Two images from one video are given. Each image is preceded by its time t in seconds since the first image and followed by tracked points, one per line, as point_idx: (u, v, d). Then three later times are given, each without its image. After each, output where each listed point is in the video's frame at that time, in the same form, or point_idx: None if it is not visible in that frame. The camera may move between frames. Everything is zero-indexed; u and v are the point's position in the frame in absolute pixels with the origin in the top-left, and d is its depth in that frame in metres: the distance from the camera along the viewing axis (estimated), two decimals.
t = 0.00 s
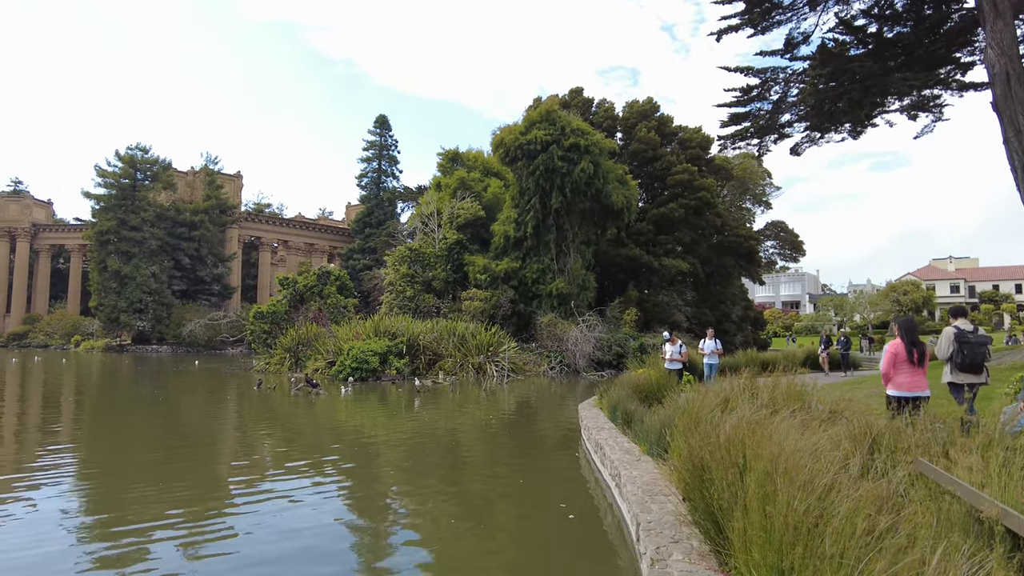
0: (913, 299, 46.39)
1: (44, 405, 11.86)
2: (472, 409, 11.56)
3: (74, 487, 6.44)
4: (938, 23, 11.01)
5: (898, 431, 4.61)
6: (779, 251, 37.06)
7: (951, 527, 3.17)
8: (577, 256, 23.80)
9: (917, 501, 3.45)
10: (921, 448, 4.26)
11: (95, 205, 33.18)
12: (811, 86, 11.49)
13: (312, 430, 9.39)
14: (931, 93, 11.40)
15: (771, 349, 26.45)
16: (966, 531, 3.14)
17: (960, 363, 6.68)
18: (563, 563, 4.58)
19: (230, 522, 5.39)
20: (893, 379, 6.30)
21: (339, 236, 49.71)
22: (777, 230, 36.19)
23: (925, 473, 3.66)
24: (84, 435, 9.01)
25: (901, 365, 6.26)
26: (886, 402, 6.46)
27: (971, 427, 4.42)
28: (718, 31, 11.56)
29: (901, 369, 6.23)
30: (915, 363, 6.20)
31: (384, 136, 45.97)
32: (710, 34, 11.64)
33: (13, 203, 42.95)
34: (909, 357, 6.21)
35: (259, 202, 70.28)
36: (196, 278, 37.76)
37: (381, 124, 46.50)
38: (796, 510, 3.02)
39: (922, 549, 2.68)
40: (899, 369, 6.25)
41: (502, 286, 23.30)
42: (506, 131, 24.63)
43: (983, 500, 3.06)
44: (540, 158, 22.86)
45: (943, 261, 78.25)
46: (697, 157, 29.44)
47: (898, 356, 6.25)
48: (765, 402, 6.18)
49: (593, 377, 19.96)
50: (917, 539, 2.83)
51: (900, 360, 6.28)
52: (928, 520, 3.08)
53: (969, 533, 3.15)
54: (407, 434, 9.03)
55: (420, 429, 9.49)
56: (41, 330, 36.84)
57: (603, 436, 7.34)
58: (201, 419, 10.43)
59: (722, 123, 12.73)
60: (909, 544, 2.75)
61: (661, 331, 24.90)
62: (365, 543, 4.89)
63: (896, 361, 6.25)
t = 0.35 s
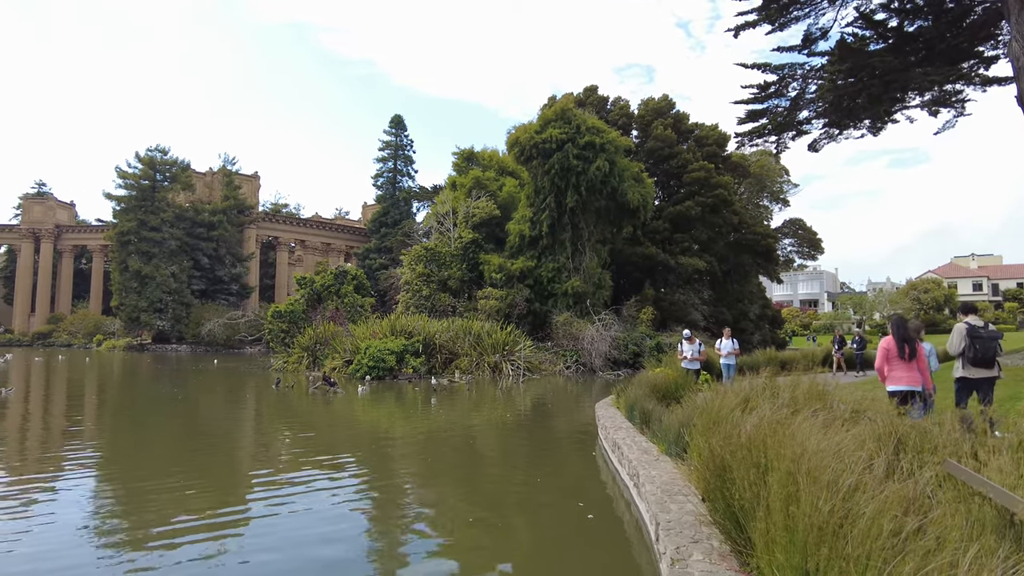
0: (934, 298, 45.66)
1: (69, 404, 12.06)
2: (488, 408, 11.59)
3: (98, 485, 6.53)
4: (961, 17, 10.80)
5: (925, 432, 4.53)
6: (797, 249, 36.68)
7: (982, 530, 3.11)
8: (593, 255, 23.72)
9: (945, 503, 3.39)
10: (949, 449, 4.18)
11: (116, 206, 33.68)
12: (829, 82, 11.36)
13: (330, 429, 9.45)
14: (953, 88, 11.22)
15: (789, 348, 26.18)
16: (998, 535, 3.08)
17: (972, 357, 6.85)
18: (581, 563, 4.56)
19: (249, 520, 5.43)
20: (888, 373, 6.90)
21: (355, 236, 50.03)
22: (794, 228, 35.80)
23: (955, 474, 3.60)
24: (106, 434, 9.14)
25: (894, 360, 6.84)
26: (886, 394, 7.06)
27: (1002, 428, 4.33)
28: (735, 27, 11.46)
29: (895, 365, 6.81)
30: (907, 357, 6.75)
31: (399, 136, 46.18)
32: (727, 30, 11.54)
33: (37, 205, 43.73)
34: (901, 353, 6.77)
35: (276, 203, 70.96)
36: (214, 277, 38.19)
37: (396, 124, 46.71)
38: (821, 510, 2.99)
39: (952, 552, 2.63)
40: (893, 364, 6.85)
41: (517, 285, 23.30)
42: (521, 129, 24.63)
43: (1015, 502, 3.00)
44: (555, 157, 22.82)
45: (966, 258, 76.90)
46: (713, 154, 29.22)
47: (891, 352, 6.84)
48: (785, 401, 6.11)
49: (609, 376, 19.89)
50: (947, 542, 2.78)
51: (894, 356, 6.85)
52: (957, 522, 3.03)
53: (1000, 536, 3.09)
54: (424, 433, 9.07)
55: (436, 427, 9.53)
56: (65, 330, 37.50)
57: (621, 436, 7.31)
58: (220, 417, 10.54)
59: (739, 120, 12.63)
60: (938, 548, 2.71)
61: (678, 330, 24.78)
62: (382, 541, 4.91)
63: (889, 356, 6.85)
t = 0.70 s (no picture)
0: (964, 297, 44.64)
1: (102, 402, 12.35)
2: (509, 407, 11.63)
3: (126, 481, 6.67)
4: (992, 8, 10.46)
5: (960, 435, 4.43)
6: (821, 248, 36.15)
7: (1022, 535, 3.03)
8: (614, 254, 23.59)
9: (984, 507, 3.31)
10: (985, 452, 4.08)
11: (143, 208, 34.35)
12: (854, 78, 11.19)
13: (353, 427, 9.55)
14: (983, 81, 10.94)
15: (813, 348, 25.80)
16: None
17: (987, 360, 6.98)
18: (605, 563, 4.56)
19: (273, 518, 5.50)
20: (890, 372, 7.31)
21: (377, 236, 50.43)
22: (819, 226, 35.27)
23: (993, 478, 3.51)
24: (135, 431, 9.34)
25: (899, 359, 7.21)
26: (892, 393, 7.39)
27: None
28: (758, 24, 11.32)
29: (899, 364, 7.18)
30: (911, 356, 7.15)
31: (420, 137, 46.43)
32: (750, 27, 11.42)
33: (68, 207, 44.80)
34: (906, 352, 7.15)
35: (300, 204, 71.86)
36: (239, 278, 38.76)
37: (417, 125, 46.95)
38: (854, 511, 2.94)
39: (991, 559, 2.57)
40: (895, 365, 7.24)
41: (538, 285, 23.30)
42: (541, 129, 24.63)
43: None
44: (576, 156, 22.76)
45: (997, 256, 75.03)
46: (736, 152, 28.93)
47: (897, 351, 7.20)
48: (814, 401, 6.02)
49: (631, 376, 19.77)
50: (986, 547, 2.71)
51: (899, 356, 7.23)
52: (996, 527, 2.95)
53: None
54: (445, 431, 9.13)
55: (458, 426, 9.56)
56: (95, 329, 38.37)
57: (644, 436, 7.27)
58: (246, 415, 10.70)
59: (762, 118, 12.48)
60: (975, 553, 2.65)
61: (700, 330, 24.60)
62: (403, 541, 4.94)
63: (893, 357, 7.21)
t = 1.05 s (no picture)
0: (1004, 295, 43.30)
1: (140, 400, 12.71)
2: (536, 407, 11.63)
3: (160, 479, 6.82)
4: None
5: (1005, 438, 4.30)
6: (852, 245, 35.44)
7: None
8: (641, 253, 23.41)
9: None
10: None
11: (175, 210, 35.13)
12: (887, 72, 10.93)
13: (381, 426, 9.63)
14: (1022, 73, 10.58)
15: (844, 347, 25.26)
16: None
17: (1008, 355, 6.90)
18: (634, 564, 4.53)
19: (302, 515, 5.58)
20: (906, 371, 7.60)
21: (403, 236, 50.84)
22: (849, 224, 34.56)
23: None
24: (169, 430, 9.54)
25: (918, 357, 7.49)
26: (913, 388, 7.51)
27: None
28: (786, 18, 11.13)
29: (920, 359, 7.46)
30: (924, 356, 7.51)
31: (445, 138, 46.69)
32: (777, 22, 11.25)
33: (104, 210, 46.04)
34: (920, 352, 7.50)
35: (327, 205, 72.82)
36: (268, 278, 39.37)
37: (442, 126, 47.20)
38: (892, 515, 2.88)
39: None
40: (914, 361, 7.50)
41: (563, 284, 23.26)
42: (566, 128, 24.59)
43: None
44: (601, 155, 22.67)
45: None
46: (764, 149, 28.52)
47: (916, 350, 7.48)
48: (848, 402, 5.91)
49: (658, 376, 19.59)
50: None
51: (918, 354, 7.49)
52: None
53: None
54: (472, 431, 9.17)
55: (485, 426, 9.58)
56: (130, 329, 39.41)
57: (673, 437, 7.21)
58: (276, 414, 10.87)
59: (791, 114, 12.27)
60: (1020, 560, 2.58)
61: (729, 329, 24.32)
62: (429, 539, 4.96)
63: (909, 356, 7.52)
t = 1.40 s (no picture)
0: None
1: (183, 397, 13.08)
2: (568, 407, 11.59)
3: (198, 476, 6.99)
4: None
5: None
6: (891, 242, 34.50)
7: None
8: (673, 252, 23.15)
9: None
10: None
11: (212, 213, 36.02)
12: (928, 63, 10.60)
13: (412, 425, 9.71)
14: None
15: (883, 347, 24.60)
16: None
17: None
18: (669, 566, 4.49)
19: (335, 513, 5.66)
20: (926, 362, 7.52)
21: (434, 237, 51.23)
22: (888, 220, 33.64)
23: None
24: (208, 428, 9.77)
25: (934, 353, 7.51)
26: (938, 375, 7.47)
27: None
28: (822, 11, 10.89)
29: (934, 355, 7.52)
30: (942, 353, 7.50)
31: (475, 139, 46.88)
32: (812, 14, 11.01)
33: (145, 214, 47.43)
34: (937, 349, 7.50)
35: (360, 206, 73.81)
36: (303, 279, 40.04)
37: (472, 127, 47.37)
38: (941, 522, 2.80)
39: None
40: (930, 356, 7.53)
41: (594, 283, 23.18)
42: (597, 126, 24.48)
43: None
44: (632, 153, 22.50)
45: None
46: (799, 145, 27.95)
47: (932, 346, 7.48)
48: (890, 403, 5.76)
49: (692, 377, 19.33)
50: None
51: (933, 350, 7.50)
52: None
53: None
54: (505, 430, 9.19)
55: (517, 425, 9.60)
56: (170, 329, 40.55)
57: (708, 437, 7.11)
58: (312, 412, 11.06)
59: (827, 109, 12.00)
60: None
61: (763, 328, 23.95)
62: (461, 539, 4.97)
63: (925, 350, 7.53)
